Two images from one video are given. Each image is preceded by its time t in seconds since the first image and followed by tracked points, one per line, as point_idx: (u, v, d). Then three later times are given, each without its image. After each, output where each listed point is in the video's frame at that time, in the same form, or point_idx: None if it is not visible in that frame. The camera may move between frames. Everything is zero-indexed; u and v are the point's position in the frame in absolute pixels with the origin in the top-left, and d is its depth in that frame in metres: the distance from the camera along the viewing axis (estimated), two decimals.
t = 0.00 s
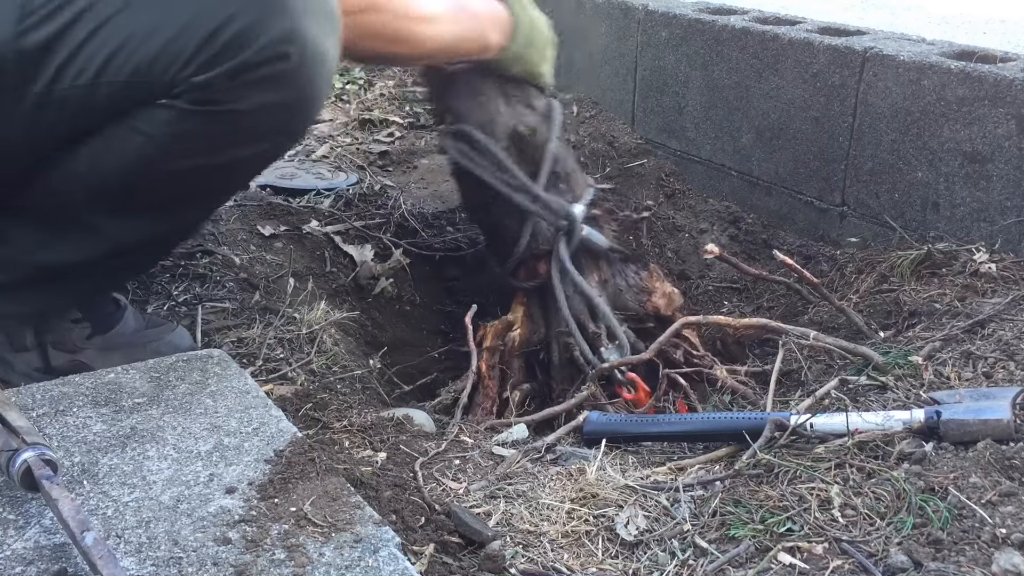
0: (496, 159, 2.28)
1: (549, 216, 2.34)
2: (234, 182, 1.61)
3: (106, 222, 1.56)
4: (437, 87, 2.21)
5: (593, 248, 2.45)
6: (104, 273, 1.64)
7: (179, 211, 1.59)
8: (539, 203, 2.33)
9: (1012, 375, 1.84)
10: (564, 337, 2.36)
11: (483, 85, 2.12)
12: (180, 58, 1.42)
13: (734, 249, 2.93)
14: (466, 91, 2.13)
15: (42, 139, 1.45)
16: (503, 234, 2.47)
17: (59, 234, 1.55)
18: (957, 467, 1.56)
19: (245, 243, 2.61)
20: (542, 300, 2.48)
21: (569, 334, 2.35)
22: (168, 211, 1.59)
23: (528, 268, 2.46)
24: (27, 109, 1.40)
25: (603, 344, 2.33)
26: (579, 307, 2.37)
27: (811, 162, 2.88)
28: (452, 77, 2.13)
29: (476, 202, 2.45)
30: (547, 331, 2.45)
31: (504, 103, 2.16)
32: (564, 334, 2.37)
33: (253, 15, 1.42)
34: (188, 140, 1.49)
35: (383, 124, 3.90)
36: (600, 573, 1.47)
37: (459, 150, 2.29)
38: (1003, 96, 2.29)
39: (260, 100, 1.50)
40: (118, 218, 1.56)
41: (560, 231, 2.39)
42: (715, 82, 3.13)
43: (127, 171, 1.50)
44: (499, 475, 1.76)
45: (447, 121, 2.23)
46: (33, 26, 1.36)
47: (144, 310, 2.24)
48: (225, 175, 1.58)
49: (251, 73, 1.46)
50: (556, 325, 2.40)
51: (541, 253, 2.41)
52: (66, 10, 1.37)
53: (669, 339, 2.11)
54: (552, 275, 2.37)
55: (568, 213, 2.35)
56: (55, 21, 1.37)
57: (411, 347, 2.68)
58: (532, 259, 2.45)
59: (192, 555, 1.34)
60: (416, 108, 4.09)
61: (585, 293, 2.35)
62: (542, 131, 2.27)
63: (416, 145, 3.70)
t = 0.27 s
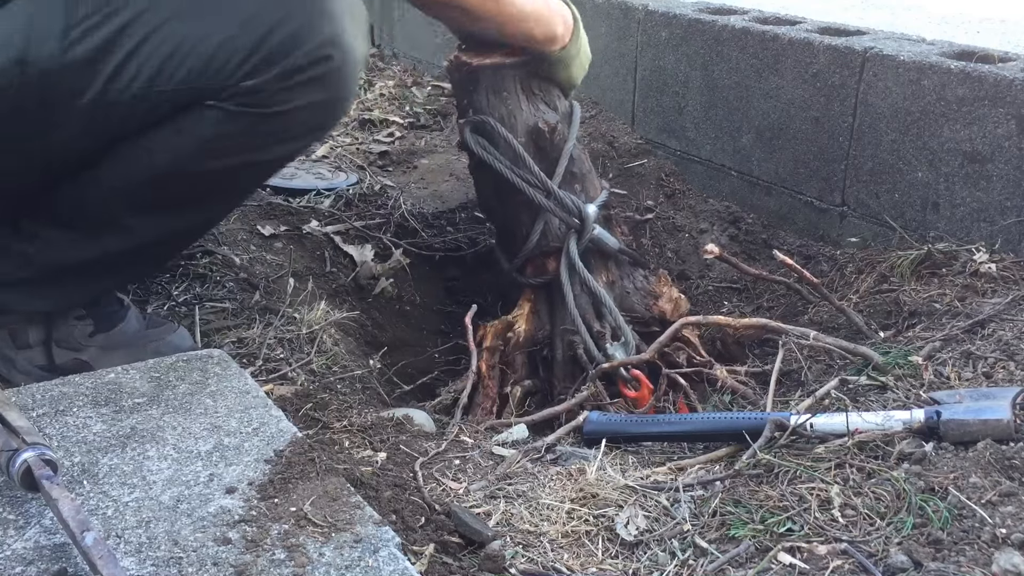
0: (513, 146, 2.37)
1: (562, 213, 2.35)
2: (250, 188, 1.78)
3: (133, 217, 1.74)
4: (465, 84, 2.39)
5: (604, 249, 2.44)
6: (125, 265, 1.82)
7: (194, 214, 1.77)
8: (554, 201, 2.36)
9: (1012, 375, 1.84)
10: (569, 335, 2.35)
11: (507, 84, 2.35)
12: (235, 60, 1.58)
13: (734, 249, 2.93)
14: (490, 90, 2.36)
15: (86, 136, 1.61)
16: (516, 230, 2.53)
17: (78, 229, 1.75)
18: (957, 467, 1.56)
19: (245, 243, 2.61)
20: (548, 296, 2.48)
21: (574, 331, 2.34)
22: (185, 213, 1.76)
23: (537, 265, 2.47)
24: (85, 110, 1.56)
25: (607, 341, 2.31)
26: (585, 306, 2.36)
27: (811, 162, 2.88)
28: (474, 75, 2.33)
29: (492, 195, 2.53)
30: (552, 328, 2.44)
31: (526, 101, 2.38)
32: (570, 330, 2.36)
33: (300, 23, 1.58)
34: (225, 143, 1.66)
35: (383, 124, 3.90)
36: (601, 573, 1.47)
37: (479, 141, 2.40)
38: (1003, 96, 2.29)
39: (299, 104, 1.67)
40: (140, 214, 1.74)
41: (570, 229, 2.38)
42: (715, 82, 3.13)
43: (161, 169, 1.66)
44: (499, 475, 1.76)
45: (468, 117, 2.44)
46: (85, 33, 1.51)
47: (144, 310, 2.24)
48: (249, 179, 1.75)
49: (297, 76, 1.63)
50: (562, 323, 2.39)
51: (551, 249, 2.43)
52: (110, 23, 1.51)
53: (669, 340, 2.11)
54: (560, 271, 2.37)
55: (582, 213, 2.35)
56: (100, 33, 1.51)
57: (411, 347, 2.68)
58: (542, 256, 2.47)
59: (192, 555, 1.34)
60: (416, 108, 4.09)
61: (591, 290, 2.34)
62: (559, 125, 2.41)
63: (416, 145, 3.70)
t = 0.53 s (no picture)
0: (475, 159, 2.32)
1: (534, 220, 2.31)
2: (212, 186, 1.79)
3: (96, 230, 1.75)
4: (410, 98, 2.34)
5: (582, 249, 2.43)
6: (95, 277, 1.84)
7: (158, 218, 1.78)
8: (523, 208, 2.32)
9: (1012, 375, 1.84)
10: (558, 341, 2.35)
11: (459, 92, 2.29)
12: (157, 72, 1.59)
13: (734, 250, 2.93)
14: (441, 98, 2.29)
15: (29, 160, 1.63)
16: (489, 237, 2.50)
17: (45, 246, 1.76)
18: (957, 467, 1.56)
19: (245, 243, 2.61)
20: (533, 303, 2.48)
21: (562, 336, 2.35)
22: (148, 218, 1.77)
23: (517, 273, 2.45)
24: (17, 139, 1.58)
25: (598, 344, 2.31)
26: (572, 311, 2.37)
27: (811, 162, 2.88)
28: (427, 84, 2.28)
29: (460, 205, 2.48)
30: (541, 335, 2.46)
31: (479, 107, 2.33)
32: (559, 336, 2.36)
33: (218, 24, 1.58)
34: (168, 153, 1.67)
35: (383, 124, 3.90)
36: (601, 573, 1.47)
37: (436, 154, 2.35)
38: (1004, 96, 2.29)
39: (234, 109, 1.66)
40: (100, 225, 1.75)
41: (546, 234, 2.35)
42: (715, 82, 3.13)
43: (106, 184, 1.67)
44: (500, 475, 1.76)
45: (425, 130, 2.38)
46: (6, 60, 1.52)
47: (144, 310, 2.24)
48: (204, 181, 1.76)
49: (225, 81, 1.62)
50: (550, 330, 2.40)
51: (529, 257, 2.42)
52: (25, 47, 1.52)
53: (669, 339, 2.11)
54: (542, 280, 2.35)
55: (554, 216, 2.30)
56: (16, 59, 1.52)
57: (411, 347, 2.68)
58: (522, 264, 2.45)
59: (192, 555, 1.34)
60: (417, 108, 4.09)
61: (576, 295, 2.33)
62: (517, 130, 2.37)
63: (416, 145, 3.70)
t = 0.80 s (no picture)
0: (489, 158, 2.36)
1: (544, 221, 2.40)
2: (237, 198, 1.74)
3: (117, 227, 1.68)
4: (432, 93, 2.41)
5: (590, 250, 2.41)
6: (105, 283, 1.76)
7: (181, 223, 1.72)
8: (531, 207, 2.41)
9: (1012, 375, 1.84)
10: (560, 341, 2.35)
11: (473, 90, 2.32)
12: (208, 76, 1.57)
13: (734, 250, 2.93)
14: (456, 95, 2.34)
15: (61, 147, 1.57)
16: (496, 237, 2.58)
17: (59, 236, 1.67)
18: (957, 467, 1.56)
19: (245, 244, 2.61)
20: (535, 303, 2.49)
21: (564, 336, 2.35)
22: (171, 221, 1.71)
23: (522, 272, 2.50)
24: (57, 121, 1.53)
25: (600, 345, 2.28)
26: (574, 310, 2.35)
27: (811, 162, 2.88)
28: (444, 81, 2.33)
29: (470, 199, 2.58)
30: (543, 335, 2.45)
31: (495, 106, 2.35)
32: (561, 336, 2.36)
33: (277, 39, 1.58)
34: (208, 157, 1.64)
35: (383, 124, 3.91)
36: (600, 573, 1.47)
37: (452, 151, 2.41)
38: (1004, 96, 2.29)
39: (277, 120, 1.65)
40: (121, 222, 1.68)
41: (552, 234, 2.42)
42: (715, 83, 3.13)
43: (139, 181, 1.63)
44: (499, 475, 1.76)
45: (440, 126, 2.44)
46: (61, 40, 1.48)
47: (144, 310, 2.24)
48: (232, 192, 1.72)
49: (275, 93, 1.62)
50: (552, 330, 2.40)
51: (535, 256, 2.46)
52: (83, 35, 1.49)
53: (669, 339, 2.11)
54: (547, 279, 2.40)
55: (560, 216, 2.38)
56: (74, 43, 1.49)
57: (411, 347, 2.68)
58: (527, 263, 2.50)
59: (192, 555, 1.34)
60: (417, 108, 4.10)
61: (580, 294, 2.34)
62: (529, 131, 2.41)
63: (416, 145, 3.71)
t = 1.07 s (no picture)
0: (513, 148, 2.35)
1: (561, 214, 2.33)
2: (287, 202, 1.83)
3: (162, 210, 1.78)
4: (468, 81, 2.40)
5: (604, 249, 2.46)
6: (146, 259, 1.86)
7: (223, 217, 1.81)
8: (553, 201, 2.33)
9: (1012, 375, 1.84)
10: (568, 335, 2.35)
11: (507, 83, 2.32)
12: (291, 82, 1.67)
13: (734, 250, 2.93)
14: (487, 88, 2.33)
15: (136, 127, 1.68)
16: (515, 228, 2.52)
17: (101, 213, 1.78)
18: (957, 467, 1.56)
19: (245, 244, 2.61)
20: (549, 295, 2.48)
21: (573, 330, 2.35)
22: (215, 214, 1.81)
23: (537, 263, 2.48)
24: (134, 102, 1.65)
25: (606, 341, 2.31)
26: (585, 306, 2.36)
27: (811, 162, 2.88)
28: (477, 74, 2.34)
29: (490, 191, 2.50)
30: (551, 329, 2.45)
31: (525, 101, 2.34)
32: (569, 330, 2.36)
33: (366, 56, 1.70)
34: (278, 157, 1.74)
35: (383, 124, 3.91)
36: (600, 573, 1.47)
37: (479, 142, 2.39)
38: (1003, 97, 2.29)
39: (350, 133, 1.75)
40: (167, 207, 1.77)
41: (569, 228, 2.37)
42: (715, 83, 3.13)
43: (205, 172, 1.73)
44: (500, 475, 1.76)
45: (467, 117, 2.43)
46: (159, 30, 1.60)
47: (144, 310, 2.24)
48: (287, 194, 1.81)
49: (355, 107, 1.72)
50: (561, 323, 2.40)
51: (550, 249, 2.44)
52: (186, 26, 1.62)
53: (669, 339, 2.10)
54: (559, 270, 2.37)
55: (580, 212, 2.33)
56: (174, 32, 1.61)
57: (412, 346, 2.68)
58: (543, 254, 2.47)
59: (192, 555, 1.34)
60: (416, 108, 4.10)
61: (591, 290, 2.32)
62: (558, 125, 2.38)
63: (416, 145, 3.71)
